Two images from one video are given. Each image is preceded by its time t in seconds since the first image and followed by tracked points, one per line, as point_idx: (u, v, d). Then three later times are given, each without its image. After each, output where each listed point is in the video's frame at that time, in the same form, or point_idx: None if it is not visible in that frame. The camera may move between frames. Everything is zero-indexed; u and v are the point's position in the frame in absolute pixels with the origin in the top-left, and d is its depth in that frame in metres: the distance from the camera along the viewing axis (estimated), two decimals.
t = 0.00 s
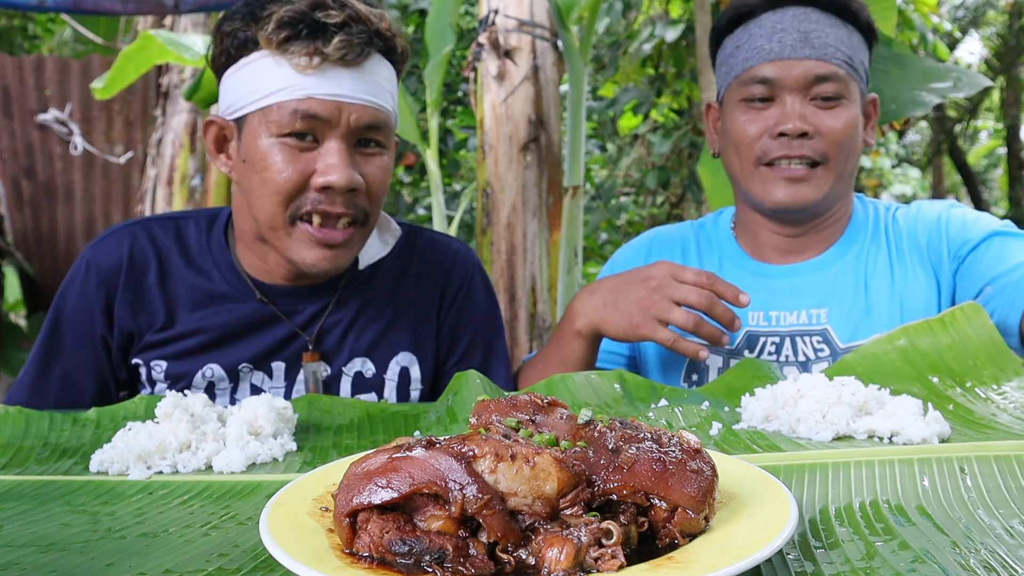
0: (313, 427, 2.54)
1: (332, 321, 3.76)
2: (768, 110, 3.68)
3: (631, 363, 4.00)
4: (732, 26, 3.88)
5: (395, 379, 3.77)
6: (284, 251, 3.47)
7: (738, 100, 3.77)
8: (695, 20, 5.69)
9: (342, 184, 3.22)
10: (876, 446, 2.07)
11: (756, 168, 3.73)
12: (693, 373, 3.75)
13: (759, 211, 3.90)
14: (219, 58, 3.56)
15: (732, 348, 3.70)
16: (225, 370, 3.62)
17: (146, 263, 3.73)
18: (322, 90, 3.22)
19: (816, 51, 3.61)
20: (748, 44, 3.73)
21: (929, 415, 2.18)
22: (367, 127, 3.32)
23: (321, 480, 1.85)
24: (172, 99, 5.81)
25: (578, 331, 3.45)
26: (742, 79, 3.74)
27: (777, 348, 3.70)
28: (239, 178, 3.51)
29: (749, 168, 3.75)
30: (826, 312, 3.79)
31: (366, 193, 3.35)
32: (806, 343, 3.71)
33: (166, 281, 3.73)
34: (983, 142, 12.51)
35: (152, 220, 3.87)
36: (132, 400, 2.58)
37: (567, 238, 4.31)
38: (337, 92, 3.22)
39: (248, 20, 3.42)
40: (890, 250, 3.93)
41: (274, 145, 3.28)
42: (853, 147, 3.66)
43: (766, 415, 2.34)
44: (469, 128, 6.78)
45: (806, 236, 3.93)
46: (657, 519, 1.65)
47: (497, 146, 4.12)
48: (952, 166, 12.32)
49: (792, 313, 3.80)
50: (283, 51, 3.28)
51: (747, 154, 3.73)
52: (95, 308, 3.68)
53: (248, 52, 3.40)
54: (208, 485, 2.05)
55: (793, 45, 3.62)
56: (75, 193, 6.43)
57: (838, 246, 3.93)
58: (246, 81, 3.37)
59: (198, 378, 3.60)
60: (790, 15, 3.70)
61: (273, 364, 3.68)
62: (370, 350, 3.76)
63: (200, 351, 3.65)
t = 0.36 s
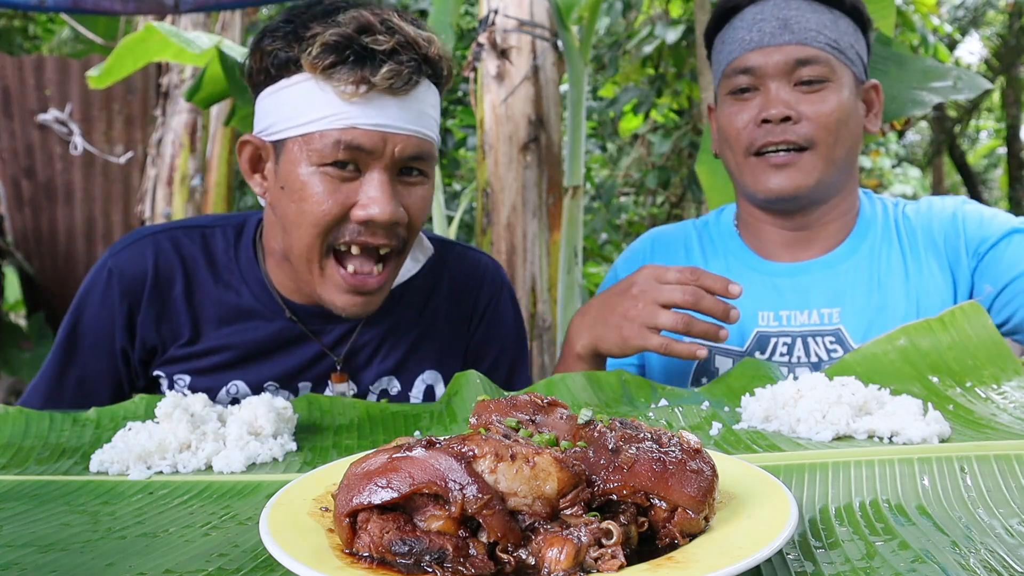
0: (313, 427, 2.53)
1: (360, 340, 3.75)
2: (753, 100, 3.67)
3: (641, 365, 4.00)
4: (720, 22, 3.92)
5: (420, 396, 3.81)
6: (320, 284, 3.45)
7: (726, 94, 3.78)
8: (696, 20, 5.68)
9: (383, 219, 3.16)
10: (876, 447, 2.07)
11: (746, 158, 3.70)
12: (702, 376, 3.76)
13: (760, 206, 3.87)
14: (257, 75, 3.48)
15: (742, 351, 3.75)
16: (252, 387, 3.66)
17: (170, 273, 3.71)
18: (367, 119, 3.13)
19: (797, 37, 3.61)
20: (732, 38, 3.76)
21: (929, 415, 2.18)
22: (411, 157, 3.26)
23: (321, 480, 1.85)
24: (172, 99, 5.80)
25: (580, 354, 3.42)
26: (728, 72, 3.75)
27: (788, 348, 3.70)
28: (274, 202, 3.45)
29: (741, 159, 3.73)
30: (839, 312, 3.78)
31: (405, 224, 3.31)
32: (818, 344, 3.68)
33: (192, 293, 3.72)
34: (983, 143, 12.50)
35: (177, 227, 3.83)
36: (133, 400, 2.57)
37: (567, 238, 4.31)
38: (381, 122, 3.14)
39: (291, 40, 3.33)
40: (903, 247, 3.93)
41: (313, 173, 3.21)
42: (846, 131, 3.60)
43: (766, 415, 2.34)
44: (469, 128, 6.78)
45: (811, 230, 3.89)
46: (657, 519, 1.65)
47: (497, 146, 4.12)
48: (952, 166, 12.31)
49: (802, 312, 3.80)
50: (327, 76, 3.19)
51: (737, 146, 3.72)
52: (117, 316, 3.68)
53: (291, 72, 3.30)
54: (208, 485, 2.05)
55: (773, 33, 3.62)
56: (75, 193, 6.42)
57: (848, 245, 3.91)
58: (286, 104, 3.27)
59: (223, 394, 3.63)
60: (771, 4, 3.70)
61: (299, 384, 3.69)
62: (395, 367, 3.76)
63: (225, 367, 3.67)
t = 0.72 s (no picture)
0: (313, 426, 2.53)
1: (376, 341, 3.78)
2: (719, 105, 3.60)
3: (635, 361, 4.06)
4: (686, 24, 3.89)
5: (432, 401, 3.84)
6: (341, 278, 3.44)
7: (694, 99, 3.72)
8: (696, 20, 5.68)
9: (409, 220, 3.17)
10: (876, 446, 2.07)
11: (716, 163, 3.65)
12: (689, 374, 3.84)
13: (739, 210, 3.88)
14: (287, 75, 3.50)
15: (729, 350, 3.78)
16: (272, 388, 3.68)
17: (190, 269, 3.72)
18: (396, 123, 3.15)
19: (758, 37, 3.53)
20: (696, 42, 3.72)
21: (929, 415, 2.18)
22: (437, 161, 3.27)
23: (321, 480, 1.85)
24: (172, 99, 5.80)
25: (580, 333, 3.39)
26: (695, 77, 3.70)
27: (775, 347, 3.70)
28: (297, 200, 3.46)
29: (712, 166, 3.67)
30: (825, 309, 3.77)
31: (430, 227, 3.31)
32: (805, 342, 3.68)
33: (212, 290, 3.73)
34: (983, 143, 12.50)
35: (196, 223, 3.84)
36: (133, 400, 2.57)
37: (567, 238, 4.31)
38: (411, 126, 3.16)
39: (323, 41, 3.33)
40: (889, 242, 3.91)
41: (341, 174, 3.21)
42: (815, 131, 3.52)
43: (765, 415, 2.35)
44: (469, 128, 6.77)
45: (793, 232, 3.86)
46: (657, 519, 1.65)
47: (497, 146, 4.11)
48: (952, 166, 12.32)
49: (788, 311, 3.80)
50: (358, 79, 3.20)
51: (707, 153, 3.66)
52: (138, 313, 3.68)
53: (321, 73, 3.32)
54: (208, 485, 2.05)
55: (734, 35, 3.56)
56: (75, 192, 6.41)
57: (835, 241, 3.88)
58: (316, 105, 3.29)
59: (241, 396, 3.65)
60: (731, 6, 3.66)
61: (317, 384, 3.70)
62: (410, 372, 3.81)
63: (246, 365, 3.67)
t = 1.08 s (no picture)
0: (313, 427, 2.53)
1: (364, 333, 3.82)
2: (721, 101, 3.58)
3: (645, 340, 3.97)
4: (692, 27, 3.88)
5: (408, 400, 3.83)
6: (334, 254, 3.52)
7: (697, 97, 3.69)
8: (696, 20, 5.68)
9: (402, 195, 3.33)
10: (876, 446, 2.07)
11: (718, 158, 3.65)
12: (698, 353, 3.83)
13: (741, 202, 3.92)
14: (288, 62, 3.67)
15: (737, 332, 3.77)
16: (260, 375, 3.69)
17: (188, 256, 3.78)
18: (393, 102, 3.32)
19: (761, 35, 3.49)
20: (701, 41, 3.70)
21: (929, 415, 2.18)
22: (428, 142, 3.44)
23: (321, 480, 1.85)
24: (172, 99, 5.81)
25: (620, 296, 3.36)
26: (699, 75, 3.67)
27: (778, 333, 3.71)
28: (293, 179, 3.61)
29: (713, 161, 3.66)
30: (826, 296, 3.75)
31: (419, 205, 3.47)
32: (806, 329, 3.71)
33: (208, 278, 3.77)
34: (983, 142, 12.49)
35: (194, 215, 3.92)
36: (133, 401, 2.57)
37: (567, 238, 4.32)
38: (406, 106, 3.33)
39: (324, 29, 3.54)
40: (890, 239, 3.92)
41: (337, 150, 3.37)
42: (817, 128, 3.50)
43: (765, 415, 2.35)
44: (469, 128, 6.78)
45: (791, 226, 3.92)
46: (657, 519, 1.65)
47: (497, 146, 4.12)
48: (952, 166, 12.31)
49: (793, 298, 3.78)
50: (357, 61, 3.37)
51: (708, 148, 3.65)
52: (137, 300, 3.71)
53: (321, 58, 3.49)
54: (208, 485, 2.05)
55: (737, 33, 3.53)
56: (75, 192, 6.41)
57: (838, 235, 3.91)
58: (314, 86, 3.45)
59: (230, 383, 3.65)
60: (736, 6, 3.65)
61: (305, 372, 3.74)
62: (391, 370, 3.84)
63: (238, 350, 3.66)
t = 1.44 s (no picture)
0: (312, 427, 2.53)
1: (344, 322, 3.89)
2: (722, 94, 3.56)
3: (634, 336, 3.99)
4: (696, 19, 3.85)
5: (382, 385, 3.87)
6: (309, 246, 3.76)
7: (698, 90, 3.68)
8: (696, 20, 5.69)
9: (376, 182, 3.60)
10: (876, 446, 2.07)
11: (716, 153, 3.60)
12: (690, 357, 3.83)
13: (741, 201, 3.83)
14: (266, 65, 3.92)
15: (729, 335, 3.75)
16: (247, 364, 3.79)
17: (178, 256, 3.89)
18: (365, 95, 3.61)
19: (763, 28, 3.49)
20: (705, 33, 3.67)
21: (929, 415, 2.18)
22: (399, 133, 3.72)
23: (321, 480, 1.85)
24: (172, 99, 5.81)
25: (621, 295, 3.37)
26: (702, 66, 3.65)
27: (773, 335, 3.67)
28: (273, 174, 3.84)
29: (712, 155, 3.62)
30: (824, 301, 3.72)
31: (393, 192, 3.72)
32: (802, 333, 3.66)
33: (199, 276, 3.88)
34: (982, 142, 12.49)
35: (183, 219, 4.05)
36: (133, 401, 2.57)
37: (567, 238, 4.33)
38: (378, 99, 3.62)
39: (299, 32, 3.80)
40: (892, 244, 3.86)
41: (315, 142, 3.62)
42: (817, 124, 3.46)
43: (765, 415, 2.35)
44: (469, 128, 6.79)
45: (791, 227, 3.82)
46: (657, 519, 1.64)
47: (497, 146, 4.12)
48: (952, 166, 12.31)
49: (790, 301, 3.76)
50: (330, 59, 3.64)
51: (707, 142, 3.61)
52: (131, 298, 3.79)
53: (297, 58, 3.76)
54: (208, 485, 2.05)
55: (740, 25, 3.51)
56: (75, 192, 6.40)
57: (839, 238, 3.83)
58: (291, 83, 3.73)
59: (217, 373, 3.74)
60: None
61: (289, 362, 3.82)
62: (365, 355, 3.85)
63: (228, 341, 3.76)
